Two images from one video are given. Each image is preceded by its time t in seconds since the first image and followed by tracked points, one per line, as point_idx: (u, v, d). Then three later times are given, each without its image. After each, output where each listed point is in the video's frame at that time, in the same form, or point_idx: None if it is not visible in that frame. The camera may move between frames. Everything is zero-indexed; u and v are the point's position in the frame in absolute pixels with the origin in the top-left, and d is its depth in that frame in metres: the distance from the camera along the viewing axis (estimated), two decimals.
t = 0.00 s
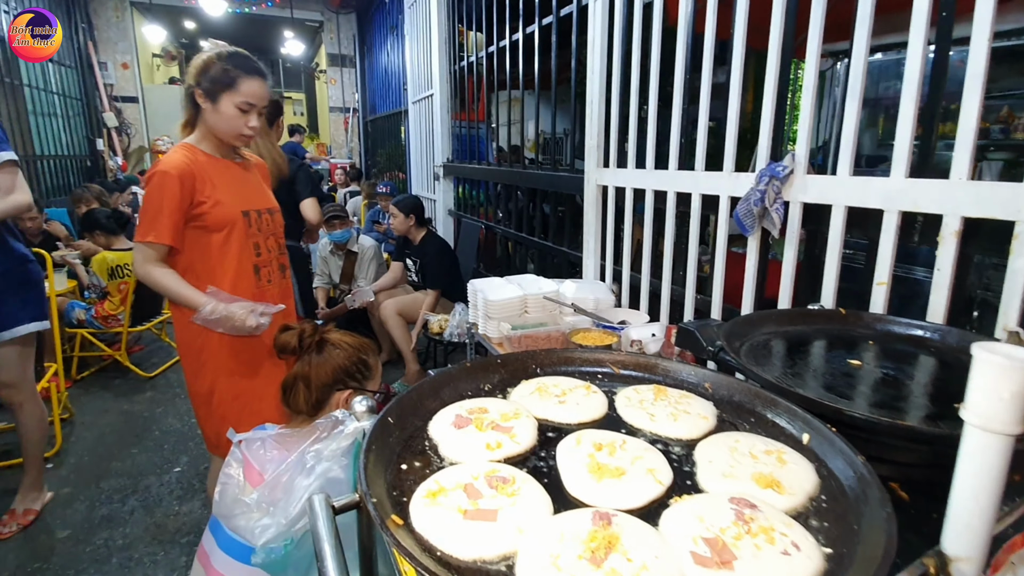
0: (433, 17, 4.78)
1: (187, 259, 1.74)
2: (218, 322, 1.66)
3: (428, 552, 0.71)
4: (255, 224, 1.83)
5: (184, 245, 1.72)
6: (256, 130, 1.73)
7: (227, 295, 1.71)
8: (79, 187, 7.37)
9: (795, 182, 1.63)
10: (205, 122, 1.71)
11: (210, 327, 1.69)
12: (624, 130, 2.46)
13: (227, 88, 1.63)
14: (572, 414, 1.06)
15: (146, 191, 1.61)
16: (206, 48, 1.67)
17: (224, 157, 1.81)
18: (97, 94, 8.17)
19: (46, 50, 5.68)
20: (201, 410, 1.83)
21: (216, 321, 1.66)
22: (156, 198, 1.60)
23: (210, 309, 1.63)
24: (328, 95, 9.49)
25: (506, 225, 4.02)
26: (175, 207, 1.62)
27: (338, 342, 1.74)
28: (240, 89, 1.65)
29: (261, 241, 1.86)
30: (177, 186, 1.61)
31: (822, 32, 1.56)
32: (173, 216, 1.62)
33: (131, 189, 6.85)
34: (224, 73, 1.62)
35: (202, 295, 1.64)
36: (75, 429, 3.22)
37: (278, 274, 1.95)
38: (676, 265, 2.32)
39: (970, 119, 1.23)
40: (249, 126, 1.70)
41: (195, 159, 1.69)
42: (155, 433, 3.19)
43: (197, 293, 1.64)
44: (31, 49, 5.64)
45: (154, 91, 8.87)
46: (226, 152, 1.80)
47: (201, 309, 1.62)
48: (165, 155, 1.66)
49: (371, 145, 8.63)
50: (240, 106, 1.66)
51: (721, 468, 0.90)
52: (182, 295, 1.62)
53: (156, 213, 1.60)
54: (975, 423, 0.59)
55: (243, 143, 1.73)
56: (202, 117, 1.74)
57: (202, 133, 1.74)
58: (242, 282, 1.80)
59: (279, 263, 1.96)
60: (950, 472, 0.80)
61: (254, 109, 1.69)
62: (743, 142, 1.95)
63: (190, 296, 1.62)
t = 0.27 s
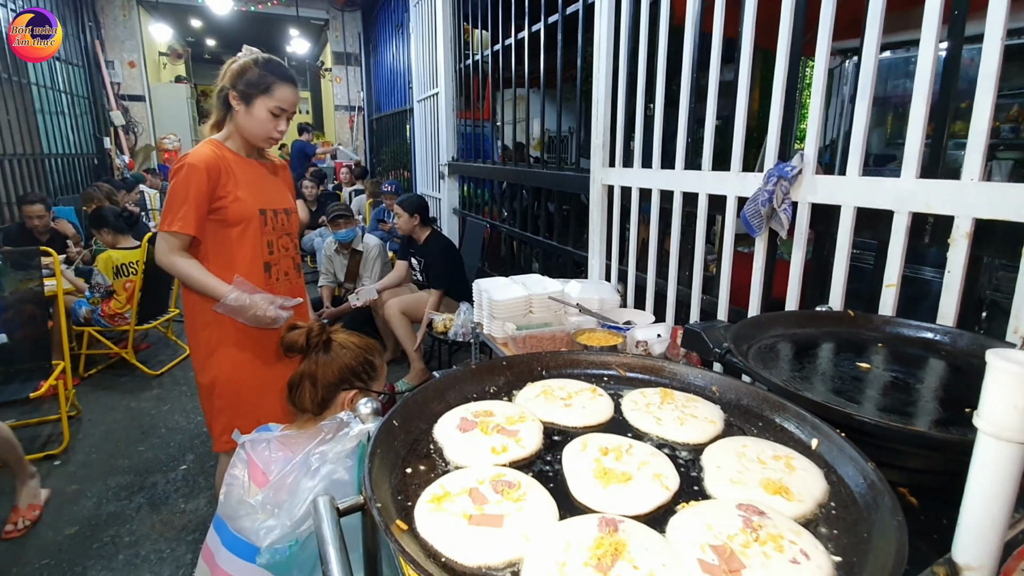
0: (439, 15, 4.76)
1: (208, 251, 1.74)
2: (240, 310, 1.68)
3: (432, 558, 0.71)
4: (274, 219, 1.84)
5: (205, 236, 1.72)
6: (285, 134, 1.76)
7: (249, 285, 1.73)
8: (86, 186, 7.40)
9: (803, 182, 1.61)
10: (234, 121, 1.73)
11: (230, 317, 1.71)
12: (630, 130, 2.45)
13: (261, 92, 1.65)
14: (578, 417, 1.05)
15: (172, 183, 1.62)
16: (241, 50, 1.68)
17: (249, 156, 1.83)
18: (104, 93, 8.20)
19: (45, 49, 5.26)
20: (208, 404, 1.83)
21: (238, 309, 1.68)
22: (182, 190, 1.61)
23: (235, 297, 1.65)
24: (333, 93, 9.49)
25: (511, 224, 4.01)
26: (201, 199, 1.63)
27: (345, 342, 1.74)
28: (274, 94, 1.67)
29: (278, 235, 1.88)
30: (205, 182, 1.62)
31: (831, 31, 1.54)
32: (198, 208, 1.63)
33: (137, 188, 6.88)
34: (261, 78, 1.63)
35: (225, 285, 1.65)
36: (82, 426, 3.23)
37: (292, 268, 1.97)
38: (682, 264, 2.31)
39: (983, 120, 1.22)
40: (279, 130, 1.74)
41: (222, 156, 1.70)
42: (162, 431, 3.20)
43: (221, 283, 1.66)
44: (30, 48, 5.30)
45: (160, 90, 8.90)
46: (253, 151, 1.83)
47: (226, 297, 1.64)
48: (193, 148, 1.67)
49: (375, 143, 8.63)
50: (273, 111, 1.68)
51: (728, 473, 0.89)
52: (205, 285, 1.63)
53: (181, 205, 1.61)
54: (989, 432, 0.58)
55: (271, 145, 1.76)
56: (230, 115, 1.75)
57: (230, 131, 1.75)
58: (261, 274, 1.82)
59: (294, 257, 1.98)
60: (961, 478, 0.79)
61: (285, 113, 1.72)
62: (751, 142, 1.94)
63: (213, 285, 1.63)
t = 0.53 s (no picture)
0: (440, 10, 4.75)
1: (213, 239, 1.74)
2: (234, 299, 1.68)
3: (422, 552, 0.71)
4: (280, 214, 1.86)
5: (211, 224, 1.73)
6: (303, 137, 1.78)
7: (247, 276, 1.74)
8: (89, 181, 7.40)
9: (803, 178, 1.60)
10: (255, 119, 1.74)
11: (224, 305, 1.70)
12: (630, 125, 2.44)
13: (286, 95, 1.67)
14: (572, 412, 1.05)
15: (185, 168, 1.63)
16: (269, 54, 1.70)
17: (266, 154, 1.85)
18: (106, 89, 8.19)
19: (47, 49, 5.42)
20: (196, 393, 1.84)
21: (231, 298, 1.68)
22: (194, 176, 1.62)
23: (229, 286, 1.65)
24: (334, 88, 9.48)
25: (511, 220, 4.00)
26: (213, 188, 1.64)
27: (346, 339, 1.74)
28: (298, 99, 1.69)
29: (282, 231, 1.89)
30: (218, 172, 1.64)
31: (832, 25, 1.53)
32: (209, 196, 1.64)
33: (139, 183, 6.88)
34: (287, 82, 1.65)
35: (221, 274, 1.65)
36: (84, 420, 3.25)
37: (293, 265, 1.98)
38: (681, 260, 2.30)
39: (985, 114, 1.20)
40: (298, 133, 1.76)
41: (239, 149, 1.72)
42: (163, 425, 3.21)
43: (219, 271, 1.67)
44: (31, 48, 5.44)
45: (162, 86, 8.90)
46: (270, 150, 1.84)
47: (221, 285, 1.65)
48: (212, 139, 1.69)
49: (377, 138, 8.62)
50: (295, 114, 1.71)
51: (722, 468, 0.89)
52: (203, 271, 1.64)
53: (191, 190, 1.62)
54: (984, 428, 0.57)
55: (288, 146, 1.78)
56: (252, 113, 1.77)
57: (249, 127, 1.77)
58: (261, 266, 1.82)
59: (295, 254, 1.99)
60: (958, 475, 0.79)
61: (306, 118, 1.74)
62: (751, 137, 1.93)
63: (210, 272, 1.64)
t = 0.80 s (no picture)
0: None
1: (212, 218, 1.73)
2: (228, 278, 1.66)
3: (408, 523, 0.71)
4: (281, 200, 1.85)
5: (214, 203, 1.72)
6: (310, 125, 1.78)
7: (244, 257, 1.72)
8: (89, 169, 7.38)
9: (801, 160, 1.59)
10: (263, 105, 1.74)
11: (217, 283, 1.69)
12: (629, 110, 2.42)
13: (296, 83, 1.67)
14: (563, 390, 1.05)
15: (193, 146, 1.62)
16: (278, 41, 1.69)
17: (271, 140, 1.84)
18: (106, 77, 8.15)
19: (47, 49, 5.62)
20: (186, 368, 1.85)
21: (226, 277, 1.66)
22: (202, 154, 1.61)
23: (226, 265, 1.63)
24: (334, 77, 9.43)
25: (510, 207, 3.99)
26: (219, 168, 1.63)
27: (348, 326, 1.72)
28: (307, 87, 1.69)
29: (281, 217, 1.88)
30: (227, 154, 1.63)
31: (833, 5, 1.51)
32: (214, 175, 1.63)
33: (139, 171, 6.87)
34: (297, 71, 1.65)
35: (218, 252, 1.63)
36: (84, 406, 3.26)
37: (287, 252, 1.96)
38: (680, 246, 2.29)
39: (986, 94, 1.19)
40: (305, 122, 1.77)
41: (247, 132, 1.71)
42: (163, 411, 3.22)
43: (216, 250, 1.64)
44: (31, 48, 5.57)
45: (161, 74, 8.85)
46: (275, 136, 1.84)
47: (217, 264, 1.62)
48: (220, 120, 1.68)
49: (376, 127, 8.59)
50: (303, 103, 1.71)
51: (711, 444, 0.88)
52: (201, 248, 1.62)
53: (198, 168, 1.61)
54: (973, 399, 0.56)
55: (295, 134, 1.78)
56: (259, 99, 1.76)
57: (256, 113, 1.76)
58: (257, 249, 1.81)
59: (292, 241, 1.98)
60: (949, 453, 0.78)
61: (314, 106, 1.75)
62: (751, 121, 1.91)
63: (208, 250, 1.62)
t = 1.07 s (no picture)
0: None
1: (210, 193, 1.71)
2: (228, 252, 1.66)
3: (398, 488, 0.71)
4: (276, 175, 1.83)
5: (211, 178, 1.70)
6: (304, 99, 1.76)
7: (244, 231, 1.72)
8: (84, 148, 7.31)
9: (800, 132, 1.56)
10: (257, 79, 1.70)
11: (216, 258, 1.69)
12: (628, 84, 2.38)
13: (291, 58, 1.64)
14: (555, 360, 1.05)
15: (189, 119, 1.60)
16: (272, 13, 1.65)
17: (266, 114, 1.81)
18: (99, 54, 7.99)
19: (46, 49, 5.87)
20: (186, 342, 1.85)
21: (226, 251, 1.66)
22: (199, 127, 1.58)
23: (226, 238, 1.63)
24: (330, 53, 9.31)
25: (508, 184, 3.96)
26: (217, 141, 1.61)
27: (344, 299, 1.71)
28: (302, 61, 1.66)
29: (277, 192, 1.86)
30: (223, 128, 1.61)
31: None
32: (212, 149, 1.61)
33: (134, 150, 6.80)
34: (293, 46, 1.62)
35: (217, 226, 1.62)
36: (85, 383, 3.27)
37: (283, 227, 1.95)
38: (677, 222, 2.28)
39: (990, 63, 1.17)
40: (300, 96, 1.74)
41: (243, 105, 1.68)
42: (164, 388, 3.23)
43: (216, 224, 1.64)
44: (30, 48, 5.78)
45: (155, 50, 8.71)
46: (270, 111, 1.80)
47: (216, 238, 1.62)
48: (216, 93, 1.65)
49: (373, 104, 8.49)
50: (297, 77, 1.68)
51: (701, 412, 0.89)
52: (200, 222, 1.61)
53: (196, 141, 1.59)
54: (964, 363, 0.55)
55: (290, 108, 1.76)
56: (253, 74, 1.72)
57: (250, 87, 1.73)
58: (254, 224, 1.80)
59: (286, 217, 1.97)
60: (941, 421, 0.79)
61: (309, 80, 1.72)
62: (752, 94, 1.88)
63: (207, 224, 1.61)
